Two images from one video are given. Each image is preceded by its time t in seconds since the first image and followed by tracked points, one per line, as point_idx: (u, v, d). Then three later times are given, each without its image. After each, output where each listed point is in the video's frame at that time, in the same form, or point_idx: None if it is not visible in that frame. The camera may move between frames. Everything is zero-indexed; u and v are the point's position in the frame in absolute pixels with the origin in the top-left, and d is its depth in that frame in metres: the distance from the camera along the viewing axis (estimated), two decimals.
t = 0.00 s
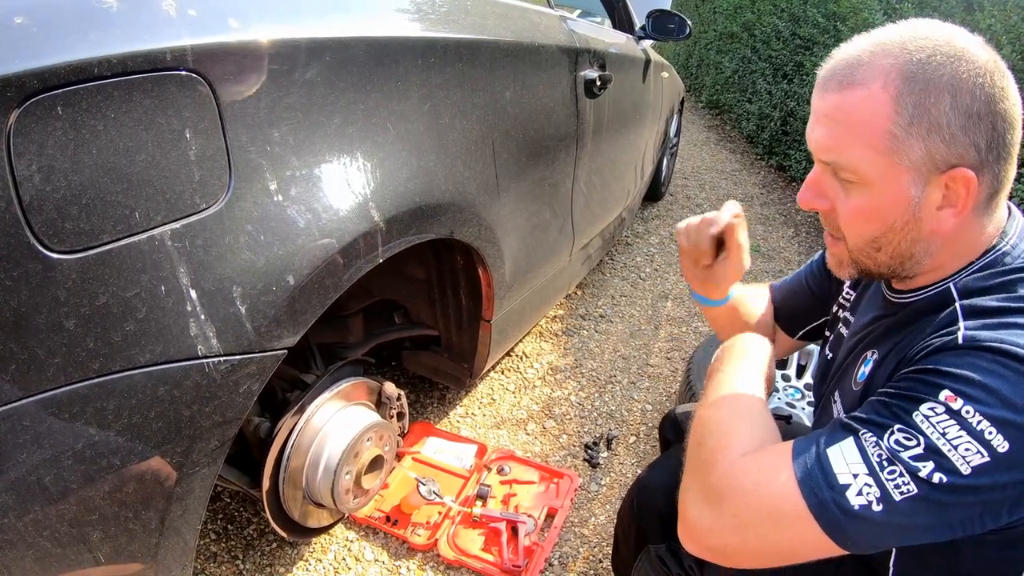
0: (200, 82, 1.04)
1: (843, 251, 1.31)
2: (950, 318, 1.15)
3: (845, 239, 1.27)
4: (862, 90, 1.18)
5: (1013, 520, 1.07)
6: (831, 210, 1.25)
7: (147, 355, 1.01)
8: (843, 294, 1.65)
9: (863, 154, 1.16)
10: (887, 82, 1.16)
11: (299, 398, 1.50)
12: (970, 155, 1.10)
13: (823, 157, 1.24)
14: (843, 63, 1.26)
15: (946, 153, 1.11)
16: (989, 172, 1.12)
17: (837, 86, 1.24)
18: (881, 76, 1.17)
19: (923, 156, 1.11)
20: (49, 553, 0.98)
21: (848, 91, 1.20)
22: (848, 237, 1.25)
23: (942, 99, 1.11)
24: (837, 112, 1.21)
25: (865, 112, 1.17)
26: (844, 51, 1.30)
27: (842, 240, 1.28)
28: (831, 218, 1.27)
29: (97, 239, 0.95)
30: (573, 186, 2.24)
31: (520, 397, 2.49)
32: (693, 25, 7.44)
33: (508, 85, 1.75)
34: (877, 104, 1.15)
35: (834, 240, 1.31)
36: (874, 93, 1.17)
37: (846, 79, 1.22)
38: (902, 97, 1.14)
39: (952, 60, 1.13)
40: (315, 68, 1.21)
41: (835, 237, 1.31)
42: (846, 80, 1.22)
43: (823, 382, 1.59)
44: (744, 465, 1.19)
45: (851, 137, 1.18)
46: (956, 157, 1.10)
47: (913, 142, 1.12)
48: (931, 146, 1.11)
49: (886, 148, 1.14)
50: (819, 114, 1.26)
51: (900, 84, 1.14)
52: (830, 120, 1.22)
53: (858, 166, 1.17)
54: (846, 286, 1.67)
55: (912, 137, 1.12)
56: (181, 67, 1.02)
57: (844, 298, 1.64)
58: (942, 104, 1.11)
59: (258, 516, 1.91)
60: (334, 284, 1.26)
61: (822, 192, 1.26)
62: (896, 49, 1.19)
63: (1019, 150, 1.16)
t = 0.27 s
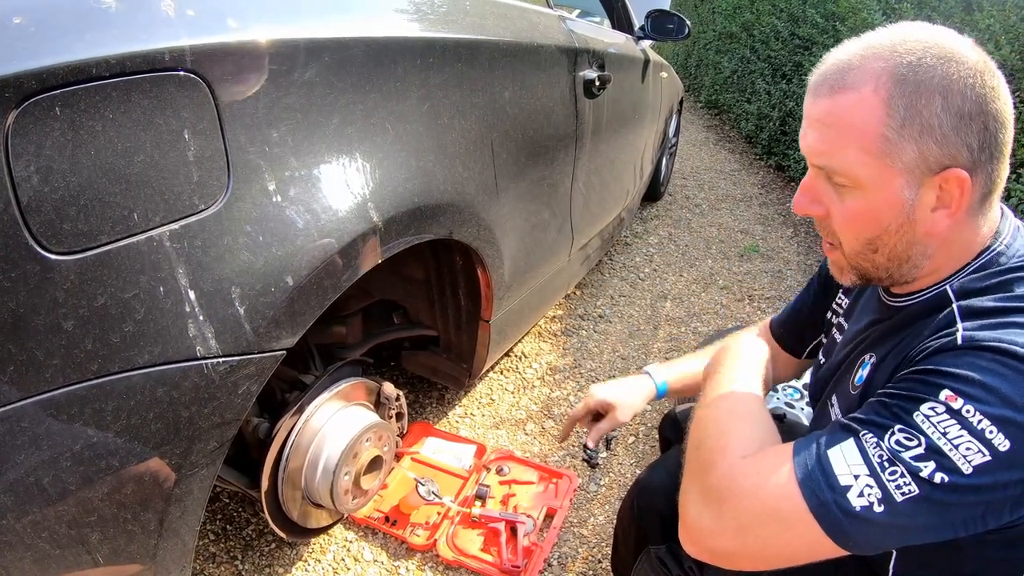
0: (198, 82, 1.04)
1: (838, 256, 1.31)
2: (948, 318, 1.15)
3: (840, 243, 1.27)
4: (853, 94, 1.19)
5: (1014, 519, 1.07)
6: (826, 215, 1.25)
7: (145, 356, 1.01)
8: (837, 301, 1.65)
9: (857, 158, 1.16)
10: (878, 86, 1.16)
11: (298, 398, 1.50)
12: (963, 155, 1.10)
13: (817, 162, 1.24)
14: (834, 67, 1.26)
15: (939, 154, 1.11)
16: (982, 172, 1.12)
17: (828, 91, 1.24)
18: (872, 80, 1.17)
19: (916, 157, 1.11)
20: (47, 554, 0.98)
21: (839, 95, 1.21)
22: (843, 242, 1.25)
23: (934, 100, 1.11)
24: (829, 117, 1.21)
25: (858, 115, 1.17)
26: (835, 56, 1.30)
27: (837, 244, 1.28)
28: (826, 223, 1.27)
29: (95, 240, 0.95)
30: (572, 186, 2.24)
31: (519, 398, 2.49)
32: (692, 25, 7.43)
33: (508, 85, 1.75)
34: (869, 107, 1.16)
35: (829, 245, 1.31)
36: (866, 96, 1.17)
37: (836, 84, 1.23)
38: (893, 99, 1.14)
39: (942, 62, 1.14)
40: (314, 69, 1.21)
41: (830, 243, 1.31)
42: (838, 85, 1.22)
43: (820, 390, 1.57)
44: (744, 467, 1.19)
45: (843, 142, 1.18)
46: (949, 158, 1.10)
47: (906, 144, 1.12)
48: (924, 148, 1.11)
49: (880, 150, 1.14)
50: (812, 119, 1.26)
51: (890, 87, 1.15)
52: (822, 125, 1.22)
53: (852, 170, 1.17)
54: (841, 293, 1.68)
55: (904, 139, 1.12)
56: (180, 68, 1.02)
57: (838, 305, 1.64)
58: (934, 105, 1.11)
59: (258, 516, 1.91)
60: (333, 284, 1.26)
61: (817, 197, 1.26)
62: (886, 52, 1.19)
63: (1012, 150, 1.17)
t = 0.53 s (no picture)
0: (196, 83, 1.04)
1: (830, 256, 1.31)
2: (938, 316, 1.15)
3: (831, 243, 1.27)
4: (837, 97, 1.19)
5: (1005, 516, 1.06)
6: (816, 216, 1.25)
7: (143, 358, 1.01)
8: (837, 301, 1.63)
9: (844, 159, 1.16)
10: (861, 88, 1.16)
11: (296, 399, 1.49)
12: (949, 154, 1.10)
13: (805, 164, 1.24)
14: (819, 70, 1.26)
15: (925, 152, 1.10)
16: (970, 168, 1.12)
17: (813, 95, 1.24)
18: (856, 82, 1.17)
19: (903, 157, 1.11)
20: (46, 557, 0.98)
21: (824, 99, 1.21)
22: (835, 242, 1.25)
23: (918, 100, 1.11)
24: (814, 121, 1.21)
25: (844, 117, 1.17)
26: (820, 59, 1.30)
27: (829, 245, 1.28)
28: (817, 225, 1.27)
29: (93, 242, 0.95)
30: (571, 187, 2.24)
31: (518, 399, 2.49)
32: (692, 25, 7.44)
33: (507, 86, 1.74)
34: (853, 110, 1.16)
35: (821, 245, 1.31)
36: (851, 98, 1.17)
37: (821, 87, 1.23)
38: (877, 101, 1.14)
39: (925, 62, 1.14)
40: (313, 70, 1.21)
41: (821, 244, 1.31)
42: (823, 87, 1.22)
43: (815, 387, 1.57)
44: (734, 465, 1.19)
45: (830, 144, 1.18)
46: (935, 157, 1.10)
47: (891, 144, 1.12)
48: (911, 147, 1.11)
49: (866, 151, 1.14)
50: (798, 123, 1.26)
51: (874, 89, 1.15)
52: (808, 129, 1.22)
53: (839, 172, 1.17)
54: (840, 294, 1.66)
55: (890, 140, 1.12)
56: (178, 69, 1.01)
57: (838, 305, 1.62)
58: (917, 105, 1.11)
59: (256, 517, 1.91)
60: (331, 286, 1.26)
61: (807, 199, 1.26)
62: (870, 54, 1.19)
63: (999, 145, 1.16)
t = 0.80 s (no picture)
0: (196, 86, 1.04)
1: (834, 263, 1.30)
2: (938, 319, 1.15)
3: (835, 250, 1.26)
4: (840, 103, 1.19)
5: (1004, 519, 1.06)
6: (819, 223, 1.25)
7: (142, 361, 1.01)
8: (838, 305, 1.63)
9: (849, 165, 1.16)
10: (864, 93, 1.16)
11: (295, 402, 1.49)
12: (953, 157, 1.10)
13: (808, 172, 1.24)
14: (821, 77, 1.26)
15: (929, 156, 1.10)
16: (972, 172, 1.12)
17: (815, 101, 1.24)
18: (859, 87, 1.17)
19: (907, 161, 1.11)
20: (44, 560, 0.97)
21: (826, 105, 1.21)
22: (838, 248, 1.25)
23: (921, 104, 1.11)
24: (817, 127, 1.21)
25: (847, 123, 1.17)
26: (821, 66, 1.31)
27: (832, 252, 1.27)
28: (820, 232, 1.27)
29: (92, 245, 0.94)
30: (571, 189, 2.24)
31: (517, 400, 2.49)
32: (692, 26, 7.44)
33: (507, 88, 1.74)
34: (857, 115, 1.16)
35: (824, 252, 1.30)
36: (855, 104, 1.17)
37: (823, 94, 1.23)
38: (880, 106, 1.14)
39: (927, 67, 1.14)
40: (313, 72, 1.21)
41: (823, 251, 1.30)
42: (826, 94, 1.22)
43: (817, 389, 1.57)
44: (736, 467, 1.19)
45: (833, 150, 1.18)
46: (939, 161, 1.10)
47: (895, 149, 1.12)
48: (914, 151, 1.11)
49: (870, 156, 1.13)
50: (800, 130, 1.26)
51: (877, 94, 1.15)
52: (811, 136, 1.22)
53: (843, 177, 1.17)
54: (841, 298, 1.65)
55: (894, 144, 1.12)
56: (177, 72, 1.01)
57: (839, 309, 1.62)
58: (921, 110, 1.11)
59: (255, 519, 1.91)
60: (331, 289, 1.26)
61: (810, 206, 1.25)
62: (871, 60, 1.20)
63: (999, 149, 1.17)
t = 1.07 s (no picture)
0: (197, 86, 1.04)
1: (840, 263, 1.30)
2: (946, 323, 1.15)
3: (842, 250, 1.26)
4: (849, 103, 1.18)
5: (1013, 523, 1.06)
6: (827, 224, 1.25)
7: (143, 361, 1.01)
8: (840, 307, 1.62)
9: (859, 165, 1.15)
10: (874, 94, 1.16)
11: (296, 402, 1.49)
12: (961, 159, 1.10)
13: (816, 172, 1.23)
14: (830, 76, 1.26)
15: (939, 158, 1.10)
16: (980, 174, 1.12)
17: (824, 101, 1.24)
18: (869, 88, 1.17)
19: (916, 162, 1.11)
20: (44, 560, 0.97)
21: (836, 105, 1.20)
22: (845, 249, 1.24)
23: (931, 105, 1.11)
24: (826, 127, 1.21)
25: (857, 123, 1.16)
26: (829, 66, 1.30)
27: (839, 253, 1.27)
28: (827, 232, 1.26)
29: (93, 245, 0.94)
30: (571, 190, 2.24)
31: (518, 401, 2.49)
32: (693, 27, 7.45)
33: (508, 89, 1.74)
34: (866, 116, 1.16)
35: (831, 252, 1.30)
36: (865, 104, 1.16)
37: (832, 94, 1.23)
38: (890, 106, 1.14)
39: (936, 68, 1.14)
40: (314, 73, 1.21)
41: (830, 252, 1.30)
42: (836, 93, 1.21)
43: (821, 392, 1.56)
44: (745, 473, 1.19)
45: (843, 150, 1.18)
46: (948, 162, 1.10)
47: (905, 150, 1.12)
48: (924, 152, 1.11)
49: (880, 157, 1.13)
50: (809, 130, 1.26)
51: (887, 94, 1.15)
52: (820, 136, 1.22)
53: (852, 178, 1.17)
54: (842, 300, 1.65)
55: (904, 145, 1.12)
56: (178, 72, 1.01)
57: (841, 312, 1.61)
58: (931, 111, 1.11)
59: (255, 519, 1.90)
60: (332, 290, 1.26)
61: (817, 206, 1.25)
62: (881, 61, 1.19)
63: (1006, 152, 1.17)
